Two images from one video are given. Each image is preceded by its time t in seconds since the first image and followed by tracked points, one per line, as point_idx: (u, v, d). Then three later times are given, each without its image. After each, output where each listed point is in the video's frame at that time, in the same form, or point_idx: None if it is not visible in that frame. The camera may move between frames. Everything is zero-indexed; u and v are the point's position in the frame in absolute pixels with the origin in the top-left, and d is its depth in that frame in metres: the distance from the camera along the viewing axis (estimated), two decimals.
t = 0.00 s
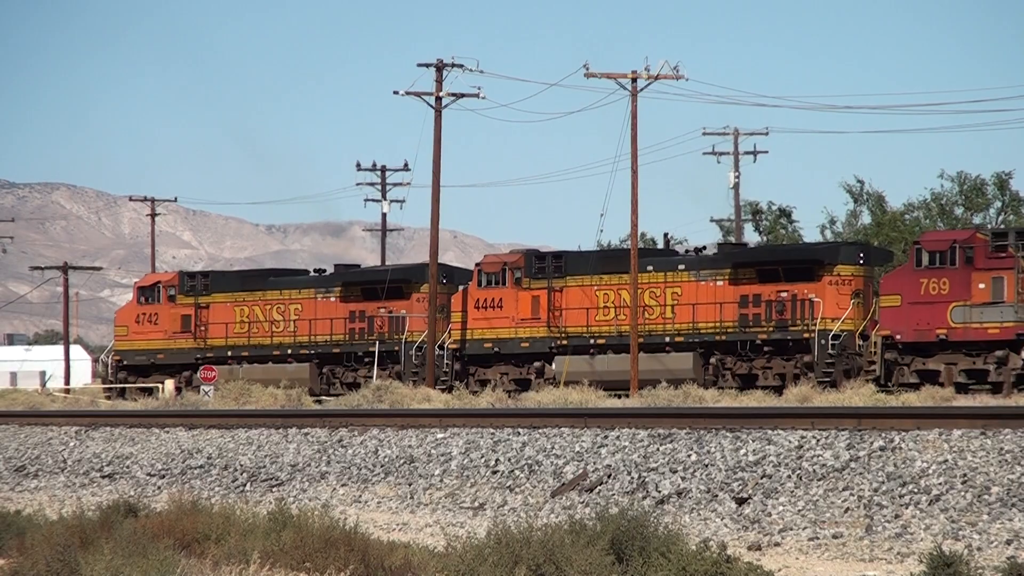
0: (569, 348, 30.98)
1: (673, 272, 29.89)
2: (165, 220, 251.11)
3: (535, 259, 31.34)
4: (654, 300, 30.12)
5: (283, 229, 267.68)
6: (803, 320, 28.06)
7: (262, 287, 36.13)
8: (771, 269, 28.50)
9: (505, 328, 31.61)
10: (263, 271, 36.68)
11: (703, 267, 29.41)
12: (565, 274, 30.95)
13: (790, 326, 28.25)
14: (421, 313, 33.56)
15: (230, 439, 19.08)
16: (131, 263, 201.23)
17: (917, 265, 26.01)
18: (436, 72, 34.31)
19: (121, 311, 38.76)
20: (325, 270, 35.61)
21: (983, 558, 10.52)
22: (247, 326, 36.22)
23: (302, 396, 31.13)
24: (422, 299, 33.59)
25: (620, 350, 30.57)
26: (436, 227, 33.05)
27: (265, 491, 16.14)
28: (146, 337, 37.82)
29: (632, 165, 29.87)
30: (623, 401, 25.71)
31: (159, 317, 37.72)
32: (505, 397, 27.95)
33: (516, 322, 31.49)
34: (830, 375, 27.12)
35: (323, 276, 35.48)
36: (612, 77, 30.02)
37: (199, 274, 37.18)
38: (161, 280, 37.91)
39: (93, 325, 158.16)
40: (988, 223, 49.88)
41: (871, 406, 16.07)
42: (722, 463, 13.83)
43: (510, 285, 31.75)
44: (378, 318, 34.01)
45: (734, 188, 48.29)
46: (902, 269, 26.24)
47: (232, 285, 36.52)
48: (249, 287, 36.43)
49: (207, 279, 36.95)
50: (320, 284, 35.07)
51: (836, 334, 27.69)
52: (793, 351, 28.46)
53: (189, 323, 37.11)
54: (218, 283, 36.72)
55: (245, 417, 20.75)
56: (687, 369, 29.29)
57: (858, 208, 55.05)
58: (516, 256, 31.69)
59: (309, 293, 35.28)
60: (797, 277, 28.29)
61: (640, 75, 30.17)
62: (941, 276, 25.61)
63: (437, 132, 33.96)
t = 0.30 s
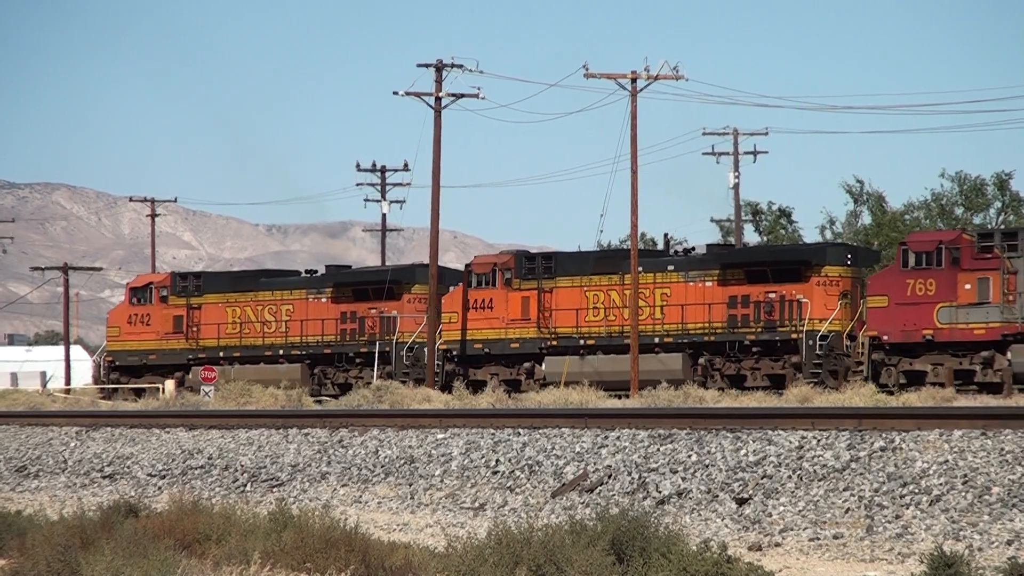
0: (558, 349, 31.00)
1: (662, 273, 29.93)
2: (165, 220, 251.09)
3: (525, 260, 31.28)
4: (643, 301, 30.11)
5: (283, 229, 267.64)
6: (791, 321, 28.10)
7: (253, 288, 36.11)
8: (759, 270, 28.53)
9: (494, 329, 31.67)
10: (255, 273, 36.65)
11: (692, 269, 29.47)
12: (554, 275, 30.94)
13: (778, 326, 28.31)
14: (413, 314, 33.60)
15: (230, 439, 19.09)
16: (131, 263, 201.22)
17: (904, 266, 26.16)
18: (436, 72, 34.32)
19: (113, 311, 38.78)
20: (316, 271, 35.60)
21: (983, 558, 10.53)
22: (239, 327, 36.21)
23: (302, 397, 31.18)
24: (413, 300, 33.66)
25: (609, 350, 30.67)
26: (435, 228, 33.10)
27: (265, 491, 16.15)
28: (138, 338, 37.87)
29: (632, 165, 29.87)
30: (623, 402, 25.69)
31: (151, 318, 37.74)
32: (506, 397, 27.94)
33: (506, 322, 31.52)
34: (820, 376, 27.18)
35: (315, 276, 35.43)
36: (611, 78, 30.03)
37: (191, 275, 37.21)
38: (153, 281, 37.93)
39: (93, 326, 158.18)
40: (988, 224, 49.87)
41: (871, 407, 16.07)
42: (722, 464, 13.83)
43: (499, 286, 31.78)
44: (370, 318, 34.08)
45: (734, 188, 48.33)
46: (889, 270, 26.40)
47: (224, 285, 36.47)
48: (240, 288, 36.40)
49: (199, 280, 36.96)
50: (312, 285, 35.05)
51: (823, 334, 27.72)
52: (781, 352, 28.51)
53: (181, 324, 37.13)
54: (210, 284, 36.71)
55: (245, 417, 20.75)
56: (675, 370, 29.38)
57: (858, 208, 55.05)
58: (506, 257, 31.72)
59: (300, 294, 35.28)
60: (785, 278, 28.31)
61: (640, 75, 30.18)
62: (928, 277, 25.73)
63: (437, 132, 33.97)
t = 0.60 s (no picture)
0: (550, 350, 31.13)
1: (652, 274, 29.93)
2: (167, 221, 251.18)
3: (517, 261, 31.49)
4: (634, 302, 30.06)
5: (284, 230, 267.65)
6: (780, 322, 28.08)
7: (246, 289, 36.13)
8: (749, 271, 28.51)
9: (486, 330, 31.75)
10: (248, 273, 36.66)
11: (682, 269, 29.51)
12: (546, 276, 31.05)
13: (768, 327, 28.29)
14: (405, 315, 33.49)
15: (232, 439, 19.10)
16: (132, 263, 201.28)
17: (892, 267, 26.20)
18: (438, 73, 34.30)
19: (107, 311, 38.91)
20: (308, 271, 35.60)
21: (984, 559, 10.53)
22: (232, 327, 36.25)
23: (304, 397, 31.22)
24: (405, 301, 33.51)
25: (600, 351, 30.68)
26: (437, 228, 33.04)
27: (267, 492, 16.14)
28: (131, 338, 37.97)
29: (634, 165, 29.84)
30: (624, 402, 25.70)
31: (144, 318, 37.83)
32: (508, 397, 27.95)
33: (498, 324, 31.55)
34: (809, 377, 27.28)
35: (309, 276, 35.42)
36: (614, 78, 30.01)
37: (185, 276, 37.31)
38: (147, 281, 37.98)
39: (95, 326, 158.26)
40: (990, 224, 49.81)
41: (872, 408, 16.06)
42: (724, 464, 13.82)
43: (491, 287, 31.82)
44: (362, 319, 34.02)
45: (735, 189, 48.28)
46: (878, 270, 26.44)
47: (218, 286, 36.48)
48: (234, 289, 36.42)
49: (192, 281, 37.04)
50: (305, 286, 35.07)
51: (812, 335, 27.76)
52: (770, 353, 28.55)
53: (174, 325, 37.18)
54: (203, 284, 36.76)
55: (247, 418, 20.76)
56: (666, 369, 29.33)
57: (859, 208, 54.98)
58: (498, 259, 31.77)
59: (294, 295, 35.29)
60: (774, 279, 28.29)
61: (642, 76, 30.16)
62: (916, 278, 25.77)
63: (439, 132, 33.96)
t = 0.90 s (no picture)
0: (540, 349, 31.11)
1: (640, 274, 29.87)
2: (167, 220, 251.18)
3: (507, 261, 31.45)
4: (624, 301, 30.04)
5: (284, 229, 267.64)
6: (768, 322, 28.11)
7: (238, 288, 36.16)
8: (738, 270, 28.52)
9: (477, 329, 31.84)
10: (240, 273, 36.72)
11: (672, 269, 29.52)
12: (536, 275, 31.06)
13: (756, 326, 28.32)
14: (396, 314, 33.56)
15: (232, 438, 19.12)
16: (133, 262, 201.26)
17: (879, 266, 26.20)
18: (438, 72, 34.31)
19: (99, 311, 38.84)
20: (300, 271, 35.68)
21: (985, 558, 10.51)
22: (224, 327, 36.28)
23: (305, 396, 31.24)
24: (396, 300, 33.65)
25: (590, 351, 30.71)
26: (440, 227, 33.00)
27: (267, 491, 16.15)
28: (122, 338, 37.91)
29: (635, 164, 29.86)
30: (625, 401, 25.75)
31: (136, 318, 37.77)
32: (509, 396, 27.98)
33: (488, 323, 31.63)
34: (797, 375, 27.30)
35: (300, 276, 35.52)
36: (614, 77, 30.01)
37: (177, 275, 37.35)
38: (138, 281, 37.91)
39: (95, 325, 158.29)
40: (990, 223, 49.80)
41: (871, 406, 16.06)
42: (724, 463, 13.83)
43: (481, 286, 31.86)
44: (353, 318, 34.09)
45: (736, 187, 48.31)
46: (864, 270, 26.42)
47: (210, 286, 36.52)
48: (225, 288, 36.45)
49: (185, 280, 37.08)
50: (296, 285, 35.10)
51: (800, 335, 27.82)
52: (759, 352, 28.55)
53: (166, 324, 37.17)
54: (195, 284, 36.77)
55: (248, 417, 20.77)
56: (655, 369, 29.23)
57: (860, 207, 54.98)
58: (487, 258, 31.73)
59: (285, 294, 35.33)
60: (763, 278, 28.31)
61: (642, 75, 30.16)
62: (903, 277, 25.80)
63: (439, 131, 33.96)
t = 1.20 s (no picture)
0: (532, 349, 31.09)
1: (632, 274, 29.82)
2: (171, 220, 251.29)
3: (500, 261, 31.41)
4: (615, 301, 30.05)
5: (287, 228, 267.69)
6: (760, 321, 28.12)
7: (232, 288, 36.19)
8: (729, 270, 28.49)
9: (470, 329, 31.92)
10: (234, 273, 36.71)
11: (664, 269, 29.46)
12: (528, 275, 31.05)
13: (747, 326, 28.31)
14: (389, 314, 33.52)
15: (234, 437, 19.13)
16: (135, 262, 201.34)
17: (869, 266, 26.20)
18: (441, 72, 34.30)
19: (94, 311, 38.89)
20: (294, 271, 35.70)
21: (988, 557, 10.49)
22: (218, 327, 36.30)
23: (307, 396, 31.21)
24: (389, 300, 33.58)
25: (582, 351, 30.65)
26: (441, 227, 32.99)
27: (270, 490, 16.15)
28: (117, 338, 37.94)
29: (637, 164, 29.85)
30: (629, 399, 25.85)
31: (131, 318, 37.80)
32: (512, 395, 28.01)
33: (481, 323, 31.72)
34: (788, 374, 27.44)
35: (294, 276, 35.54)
36: (616, 76, 30.00)
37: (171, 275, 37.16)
38: (133, 281, 37.92)
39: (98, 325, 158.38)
40: (994, 222, 49.75)
41: (871, 406, 16.04)
42: (728, 462, 13.82)
43: (474, 286, 31.96)
44: (347, 318, 34.17)
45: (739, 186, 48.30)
46: (854, 270, 26.44)
47: (204, 286, 36.53)
48: (219, 288, 36.48)
49: (179, 280, 36.99)
50: (290, 285, 35.11)
51: (791, 334, 27.86)
52: (750, 352, 28.55)
53: (160, 324, 37.16)
54: (190, 284, 36.77)
55: (250, 416, 20.78)
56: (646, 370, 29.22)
57: (863, 206, 54.93)
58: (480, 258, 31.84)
59: (279, 294, 35.37)
60: (754, 278, 28.32)
61: (644, 75, 30.14)
62: (893, 277, 25.82)
63: (442, 131, 33.95)
